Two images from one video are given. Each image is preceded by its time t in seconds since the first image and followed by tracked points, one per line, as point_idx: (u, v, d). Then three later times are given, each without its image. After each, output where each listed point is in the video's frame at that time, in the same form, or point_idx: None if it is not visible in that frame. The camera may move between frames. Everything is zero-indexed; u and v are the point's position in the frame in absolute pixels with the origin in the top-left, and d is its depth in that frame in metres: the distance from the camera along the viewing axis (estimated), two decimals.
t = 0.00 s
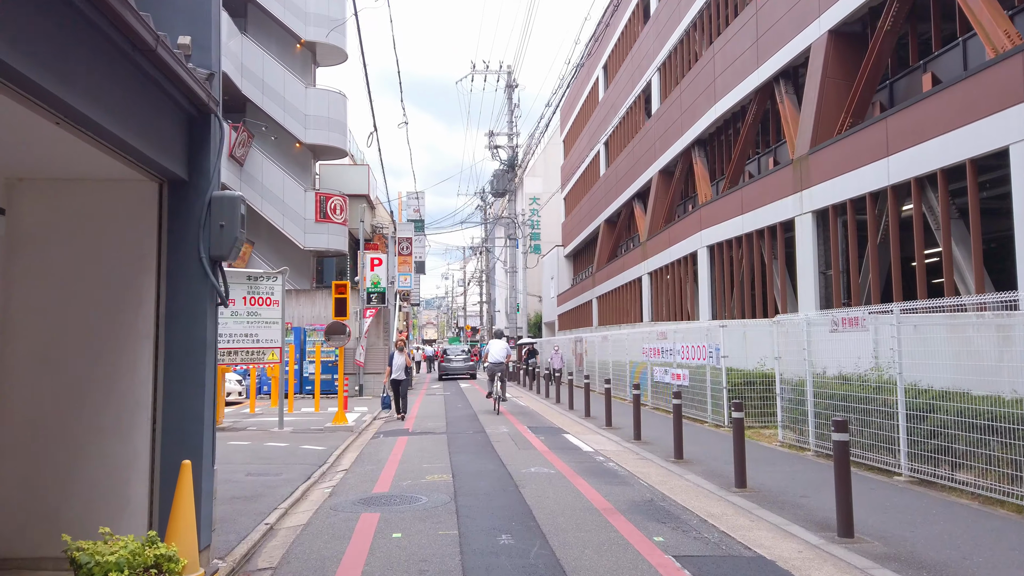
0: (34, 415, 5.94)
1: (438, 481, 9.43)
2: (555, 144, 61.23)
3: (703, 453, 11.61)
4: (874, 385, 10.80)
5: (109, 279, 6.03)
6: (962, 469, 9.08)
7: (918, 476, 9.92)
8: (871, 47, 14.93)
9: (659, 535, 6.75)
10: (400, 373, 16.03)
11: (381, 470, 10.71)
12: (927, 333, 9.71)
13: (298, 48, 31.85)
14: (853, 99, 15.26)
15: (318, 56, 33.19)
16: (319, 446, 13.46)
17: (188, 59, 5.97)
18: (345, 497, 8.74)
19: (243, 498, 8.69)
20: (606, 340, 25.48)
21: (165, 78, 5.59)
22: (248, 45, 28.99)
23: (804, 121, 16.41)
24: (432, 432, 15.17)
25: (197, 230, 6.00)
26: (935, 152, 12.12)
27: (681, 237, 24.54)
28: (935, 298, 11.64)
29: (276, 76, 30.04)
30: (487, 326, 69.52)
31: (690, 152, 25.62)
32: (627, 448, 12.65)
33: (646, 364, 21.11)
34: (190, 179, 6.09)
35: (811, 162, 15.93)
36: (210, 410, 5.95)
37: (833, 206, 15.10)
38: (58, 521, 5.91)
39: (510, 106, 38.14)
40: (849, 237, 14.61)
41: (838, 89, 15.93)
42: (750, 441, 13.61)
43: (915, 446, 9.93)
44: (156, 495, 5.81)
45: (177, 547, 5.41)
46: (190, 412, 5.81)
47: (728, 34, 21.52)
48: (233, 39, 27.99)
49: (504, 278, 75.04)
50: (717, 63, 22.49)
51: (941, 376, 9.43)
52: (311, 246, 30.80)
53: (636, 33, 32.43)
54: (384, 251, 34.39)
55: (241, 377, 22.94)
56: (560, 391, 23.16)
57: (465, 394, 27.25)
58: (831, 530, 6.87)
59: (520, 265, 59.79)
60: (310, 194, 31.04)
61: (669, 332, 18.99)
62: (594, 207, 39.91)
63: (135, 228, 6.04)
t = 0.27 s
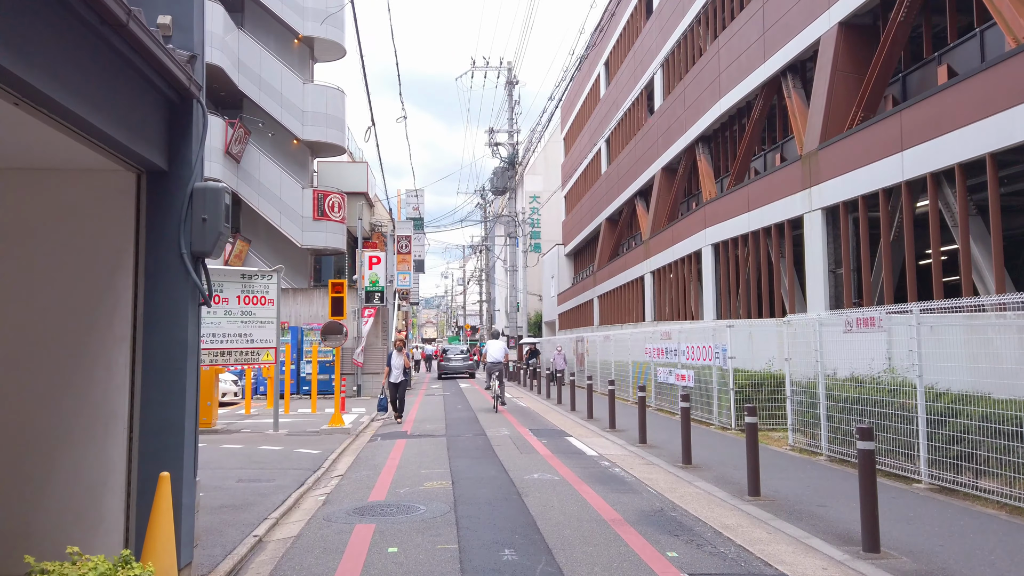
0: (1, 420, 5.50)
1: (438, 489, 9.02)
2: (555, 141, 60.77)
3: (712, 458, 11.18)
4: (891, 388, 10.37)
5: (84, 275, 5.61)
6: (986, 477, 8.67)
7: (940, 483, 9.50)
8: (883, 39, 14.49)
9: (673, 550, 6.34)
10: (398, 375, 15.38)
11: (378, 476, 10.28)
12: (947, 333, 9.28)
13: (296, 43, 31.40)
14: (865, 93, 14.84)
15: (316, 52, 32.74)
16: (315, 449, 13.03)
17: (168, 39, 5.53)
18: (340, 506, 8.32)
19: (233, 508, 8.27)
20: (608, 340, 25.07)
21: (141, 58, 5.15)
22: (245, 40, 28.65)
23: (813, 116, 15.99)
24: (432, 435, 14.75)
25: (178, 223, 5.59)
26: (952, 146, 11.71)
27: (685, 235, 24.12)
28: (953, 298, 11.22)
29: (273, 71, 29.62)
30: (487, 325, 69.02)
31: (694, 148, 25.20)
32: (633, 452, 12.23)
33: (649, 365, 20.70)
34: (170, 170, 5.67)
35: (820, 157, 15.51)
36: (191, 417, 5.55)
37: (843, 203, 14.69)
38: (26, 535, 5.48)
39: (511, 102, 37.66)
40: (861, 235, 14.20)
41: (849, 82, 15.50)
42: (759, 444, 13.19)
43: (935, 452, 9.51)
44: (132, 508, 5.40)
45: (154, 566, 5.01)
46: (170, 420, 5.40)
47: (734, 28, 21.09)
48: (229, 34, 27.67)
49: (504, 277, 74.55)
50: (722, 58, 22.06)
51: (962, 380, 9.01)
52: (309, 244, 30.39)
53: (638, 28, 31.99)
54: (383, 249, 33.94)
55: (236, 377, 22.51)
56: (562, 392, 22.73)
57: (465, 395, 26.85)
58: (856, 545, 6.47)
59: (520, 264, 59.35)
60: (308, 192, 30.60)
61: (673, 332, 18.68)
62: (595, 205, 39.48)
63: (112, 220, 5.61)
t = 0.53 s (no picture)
0: None
1: (435, 493, 8.58)
2: (555, 139, 60.28)
3: (721, 460, 10.72)
4: (908, 387, 9.91)
5: (48, 263, 5.15)
6: (1013, 480, 8.20)
7: (962, 487, 9.03)
8: (896, 26, 14.04)
9: (686, 560, 5.89)
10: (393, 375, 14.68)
11: (371, 479, 9.82)
12: (969, 329, 8.86)
13: (292, 38, 30.94)
14: (876, 82, 14.38)
15: (313, 46, 32.28)
16: (308, 451, 12.58)
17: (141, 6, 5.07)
18: (331, 511, 7.87)
19: (217, 513, 7.82)
20: (609, 339, 24.64)
21: (108, 25, 4.67)
22: (241, 35, 28.26)
23: (822, 107, 15.54)
24: (429, 436, 14.29)
25: (152, 207, 5.13)
26: (970, 135, 11.26)
27: (688, 232, 23.70)
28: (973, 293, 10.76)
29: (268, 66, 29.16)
30: (487, 325, 68.54)
31: (697, 143, 24.75)
32: (637, 453, 11.78)
33: (652, 364, 20.24)
34: (143, 148, 5.21)
35: (830, 149, 15.07)
36: (165, 417, 5.12)
37: (853, 196, 14.27)
38: None
39: (510, 98, 37.22)
40: (872, 228, 13.75)
41: (859, 72, 15.04)
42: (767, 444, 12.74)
43: (958, 454, 9.04)
44: (99, 516, 4.96)
45: None
46: (141, 421, 4.96)
47: (738, 18, 20.64)
48: (224, 28, 27.29)
49: (503, 276, 74.05)
50: (726, 50, 21.61)
51: (988, 378, 8.55)
52: (305, 242, 29.91)
53: (639, 22, 31.54)
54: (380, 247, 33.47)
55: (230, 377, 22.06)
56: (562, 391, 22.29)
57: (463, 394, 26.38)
58: (882, 555, 6.03)
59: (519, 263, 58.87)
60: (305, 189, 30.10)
61: (676, 329, 18.29)
62: (596, 202, 39.02)
63: (79, 204, 5.16)
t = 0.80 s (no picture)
0: None
1: (433, 501, 8.13)
2: (555, 135, 59.81)
3: (732, 464, 10.27)
4: (929, 388, 9.44)
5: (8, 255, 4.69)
6: None
7: (987, 493, 8.56)
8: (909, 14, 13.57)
9: None
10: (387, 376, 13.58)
11: (367, 485, 9.38)
12: (996, 328, 8.40)
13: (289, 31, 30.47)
14: (889, 72, 13.92)
15: (310, 40, 31.81)
16: (301, 453, 12.13)
17: None
18: (323, 521, 7.43)
19: (202, 523, 7.38)
20: (611, 337, 24.21)
21: None
22: (236, 30, 28.18)
23: (833, 98, 15.08)
24: (428, 437, 13.84)
25: (122, 195, 4.68)
26: (991, 125, 10.80)
27: (691, 228, 23.25)
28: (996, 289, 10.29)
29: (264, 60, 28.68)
30: (486, 323, 68.13)
31: (700, 138, 24.29)
32: (643, 456, 11.33)
33: (656, 362, 19.80)
34: (111, 129, 4.76)
35: (840, 142, 14.61)
36: (136, 425, 4.67)
37: (865, 190, 13.82)
38: None
39: (510, 93, 36.75)
40: (886, 223, 13.30)
41: (871, 62, 14.58)
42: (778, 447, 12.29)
43: (983, 459, 8.56)
44: (63, 533, 4.52)
45: None
46: (110, 429, 4.51)
47: (744, 9, 20.17)
48: (219, 23, 27.16)
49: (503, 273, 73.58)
50: (731, 42, 21.15)
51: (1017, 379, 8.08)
52: (302, 239, 29.42)
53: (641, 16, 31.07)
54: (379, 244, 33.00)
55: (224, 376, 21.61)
56: (563, 391, 21.85)
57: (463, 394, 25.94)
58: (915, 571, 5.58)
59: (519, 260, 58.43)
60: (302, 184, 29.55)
61: (681, 327, 17.86)
62: (597, 199, 38.56)
63: (43, 191, 4.71)
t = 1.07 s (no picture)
0: None
1: (433, 503, 7.69)
2: (555, 131, 59.38)
3: (745, 465, 9.82)
4: (952, 384, 9.00)
5: None
6: None
7: (1017, 495, 8.10)
8: None
9: None
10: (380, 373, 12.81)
11: (363, 486, 8.93)
12: None
13: (286, 22, 30.02)
14: (904, 58, 13.48)
15: (307, 32, 31.35)
16: (296, 452, 11.69)
17: None
18: (316, 525, 7.00)
19: (188, 527, 6.94)
20: (614, 333, 23.76)
21: None
22: (233, 20, 27.55)
23: (845, 85, 14.64)
24: (427, 435, 13.42)
25: (88, 170, 4.24)
26: (1013, 111, 10.37)
27: (696, 222, 22.80)
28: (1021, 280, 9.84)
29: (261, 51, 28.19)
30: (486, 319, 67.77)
31: (705, 130, 23.85)
32: (651, 456, 10.88)
33: (660, 359, 19.39)
34: (75, 98, 4.32)
35: (853, 131, 14.17)
36: (105, 423, 4.23)
37: (880, 180, 13.38)
38: None
39: (510, 87, 36.28)
40: (902, 214, 12.86)
41: (885, 48, 14.13)
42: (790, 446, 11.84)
43: (1013, 458, 8.10)
44: (23, 542, 4.10)
45: None
46: (74, 430, 4.07)
47: None
48: (216, 13, 26.62)
49: (502, 270, 73.23)
50: (738, 30, 20.70)
51: None
52: (299, 233, 28.95)
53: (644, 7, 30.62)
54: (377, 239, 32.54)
55: (219, 373, 21.14)
56: (565, 388, 21.40)
57: (463, 391, 25.55)
58: None
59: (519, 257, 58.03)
60: (299, 178, 29.08)
61: (686, 323, 17.42)
62: (598, 194, 38.16)
63: None
